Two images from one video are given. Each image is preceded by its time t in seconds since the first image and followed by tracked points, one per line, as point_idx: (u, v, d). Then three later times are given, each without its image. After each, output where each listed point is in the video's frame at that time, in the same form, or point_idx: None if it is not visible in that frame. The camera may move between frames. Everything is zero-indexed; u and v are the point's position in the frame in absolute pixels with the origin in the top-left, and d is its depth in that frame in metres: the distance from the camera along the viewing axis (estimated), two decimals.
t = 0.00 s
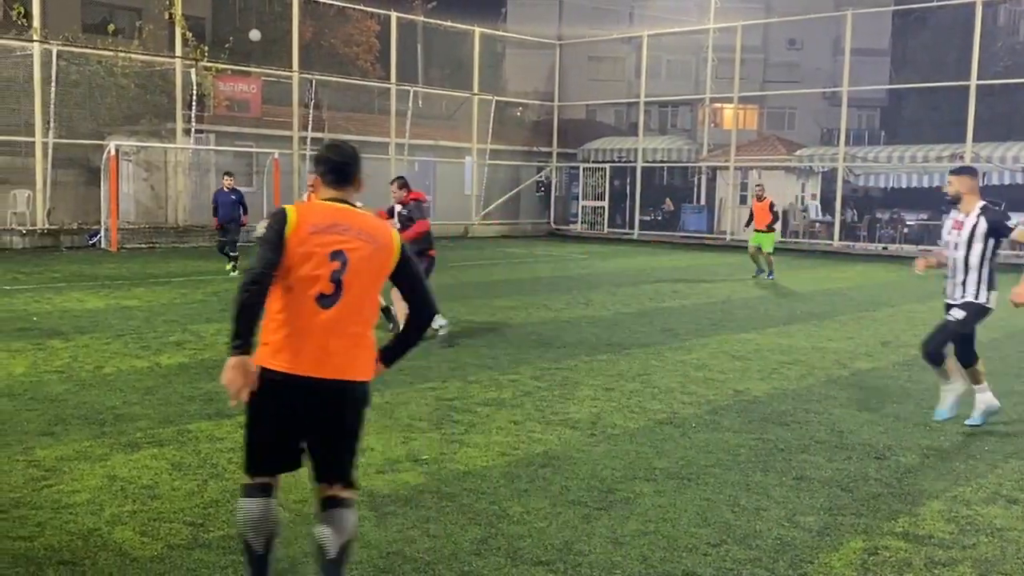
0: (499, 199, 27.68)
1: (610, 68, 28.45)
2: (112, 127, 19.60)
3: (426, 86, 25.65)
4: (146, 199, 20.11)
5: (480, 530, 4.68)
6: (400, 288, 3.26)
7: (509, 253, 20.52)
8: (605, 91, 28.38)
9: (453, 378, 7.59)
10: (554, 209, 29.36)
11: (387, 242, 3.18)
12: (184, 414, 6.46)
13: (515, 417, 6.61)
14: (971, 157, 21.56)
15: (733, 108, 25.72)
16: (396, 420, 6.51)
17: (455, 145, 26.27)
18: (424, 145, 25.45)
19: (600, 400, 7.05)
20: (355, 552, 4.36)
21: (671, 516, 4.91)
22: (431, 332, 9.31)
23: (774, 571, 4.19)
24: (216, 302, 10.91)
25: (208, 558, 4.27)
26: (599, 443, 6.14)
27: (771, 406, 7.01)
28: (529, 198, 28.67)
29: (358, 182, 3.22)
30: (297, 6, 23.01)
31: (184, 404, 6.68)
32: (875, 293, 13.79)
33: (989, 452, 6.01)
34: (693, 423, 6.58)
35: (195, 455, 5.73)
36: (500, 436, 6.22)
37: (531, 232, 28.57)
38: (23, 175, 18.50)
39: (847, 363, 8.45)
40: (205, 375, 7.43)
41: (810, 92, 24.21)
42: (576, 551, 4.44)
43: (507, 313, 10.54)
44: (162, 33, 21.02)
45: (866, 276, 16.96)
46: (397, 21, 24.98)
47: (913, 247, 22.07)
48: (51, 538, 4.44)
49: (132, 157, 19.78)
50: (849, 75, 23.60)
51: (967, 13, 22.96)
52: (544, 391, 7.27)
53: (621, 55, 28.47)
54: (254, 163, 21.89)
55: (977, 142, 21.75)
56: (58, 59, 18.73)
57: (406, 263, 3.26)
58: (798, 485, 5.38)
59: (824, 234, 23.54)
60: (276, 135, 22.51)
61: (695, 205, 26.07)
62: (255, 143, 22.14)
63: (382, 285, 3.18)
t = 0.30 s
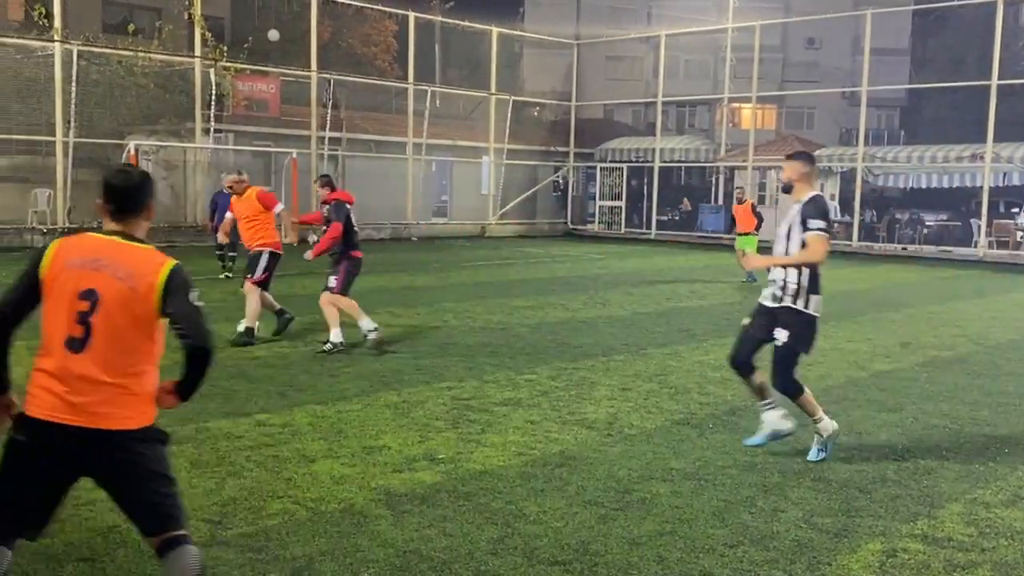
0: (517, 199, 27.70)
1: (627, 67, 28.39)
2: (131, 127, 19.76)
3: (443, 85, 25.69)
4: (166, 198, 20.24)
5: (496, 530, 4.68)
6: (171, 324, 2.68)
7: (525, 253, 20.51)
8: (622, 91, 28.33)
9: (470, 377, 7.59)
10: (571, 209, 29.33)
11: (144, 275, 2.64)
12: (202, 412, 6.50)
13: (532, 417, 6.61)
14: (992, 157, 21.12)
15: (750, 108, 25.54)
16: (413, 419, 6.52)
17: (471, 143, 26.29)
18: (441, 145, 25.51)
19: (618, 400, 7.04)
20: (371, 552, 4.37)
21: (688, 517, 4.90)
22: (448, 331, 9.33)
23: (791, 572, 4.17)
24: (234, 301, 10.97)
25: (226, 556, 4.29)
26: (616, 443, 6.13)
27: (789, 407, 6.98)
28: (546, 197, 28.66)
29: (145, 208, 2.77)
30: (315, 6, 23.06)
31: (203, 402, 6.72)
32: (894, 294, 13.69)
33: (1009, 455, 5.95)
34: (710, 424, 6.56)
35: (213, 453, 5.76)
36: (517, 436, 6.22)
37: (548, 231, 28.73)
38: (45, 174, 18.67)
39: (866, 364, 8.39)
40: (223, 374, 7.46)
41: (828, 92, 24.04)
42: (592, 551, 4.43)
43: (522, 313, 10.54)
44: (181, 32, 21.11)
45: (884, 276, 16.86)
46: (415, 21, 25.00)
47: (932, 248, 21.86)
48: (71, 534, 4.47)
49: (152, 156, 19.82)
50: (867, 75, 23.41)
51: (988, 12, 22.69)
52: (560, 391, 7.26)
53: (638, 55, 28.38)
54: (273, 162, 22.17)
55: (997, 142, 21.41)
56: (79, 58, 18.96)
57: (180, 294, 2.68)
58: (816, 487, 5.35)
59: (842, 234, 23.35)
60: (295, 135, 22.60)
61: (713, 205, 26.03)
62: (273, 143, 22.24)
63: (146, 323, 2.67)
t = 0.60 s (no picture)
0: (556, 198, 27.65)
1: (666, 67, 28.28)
2: (174, 127, 20.03)
3: (481, 86, 25.81)
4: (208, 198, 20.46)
5: (534, 530, 4.68)
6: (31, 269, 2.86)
7: (562, 254, 20.49)
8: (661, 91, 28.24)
9: (508, 377, 7.59)
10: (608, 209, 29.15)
11: (5, 223, 2.81)
12: (244, 409, 6.57)
13: (570, 417, 6.60)
14: None
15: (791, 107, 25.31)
16: (451, 418, 6.54)
17: (507, 144, 26.31)
18: (479, 145, 25.60)
19: (656, 401, 7.00)
20: (410, 550, 4.39)
21: (727, 520, 4.86)
22: (485, 331, 9.34)
23: None
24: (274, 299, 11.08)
25: (267, 552, 4.34)
26: (655, 445, 6.10)
27: (830, 411, 6.90)
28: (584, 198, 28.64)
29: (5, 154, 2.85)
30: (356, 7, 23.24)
31: (244, 399, 6.79)
32: (936, 296, 13.48)
33: None
34: (750, 427, 6.49)
35: (254, 449, 5.82)
36: (555, 436, 6.21)
37: (584, 233, 28.38)
38: (90, 174, 19.01)
39: (908, 367, 8.26)
40: (264, 371, 7.54)
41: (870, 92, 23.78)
42: (631, 552, 4.41)
43: (559, 314, 10.52)
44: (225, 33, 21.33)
45: (928, 278, 16.61)
46: (455, 22, 25.11)
47: (977, 250, 21.54)
48: (116, 528, 4.54)
49: (194, 155, 20.03)
50: (911, 75, 23.11)
51: None
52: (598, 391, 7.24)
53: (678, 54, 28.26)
54: (313, 162, 22.13)
55: None
56: (124, 60, 19.29)
57: (40, 245, 2.84)
58: (858, 491, 5.28)
59: (885, 236, 23.13)
60: (335, 135, 22.80)
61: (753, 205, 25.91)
62: (314, 143, 22.41)
63: (3, 272, 2.85)
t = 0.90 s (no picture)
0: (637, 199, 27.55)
1: (752, 67, 27.87)
2: (265, 130, 20.64)
3: (563, 87, 25.76)
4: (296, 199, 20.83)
5: (616, 533, 4.65)
6: None
7: (642, 255, 20.35)
8: (747, 91, 27.85)
9: (589, 378, 7.58)
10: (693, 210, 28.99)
11: None
12: (331, 405, 6.71)
13: (652, 420, 6.54)
14: None
15: (882, 106, 24.65)
16: (533, 418, 6.56)
17: (589, 144, 26.26)
18: (561, 146, 25.60)
19: (740, 406, 6.90)
20: (493, 548, 4.42)
21: (813, 527, 4.75)
22: (566, 332, 9.34)
23: None
24: (359, 298, 11.28)
25: (352, 546, 4.42)
26: (739, 450, 6.00)
27: (921, 418, 6.68)
28: (668, 199, 28.44)
29: None
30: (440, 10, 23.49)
31: (330, 396, 6.93)
32: None
33: None
34: (838, 433, 6.35)
35: (339, 445, 5.93)
36: (637, 438, 6.17)
37: (667, 233, 28.35)
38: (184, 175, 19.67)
39: (1006, 375, 7.95)
40: (349, 368, 7.69)
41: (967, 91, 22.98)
42: (713, 558, 4.35)
43: (641, 315, 10.46)
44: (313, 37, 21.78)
45: None
46: (538, 23, 25.13)
47: None
48: (208, 520, 4.68)
49: (284, 157, 20.49)
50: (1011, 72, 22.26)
51: None
52: (681, 394, 7.17)
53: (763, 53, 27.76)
54: (395, 166, 22.26)
55: None
56: (218, 64, 20.01)
57: None
58: (950, 501, 5.11)
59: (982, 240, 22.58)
60: (419, 138, 23.02)
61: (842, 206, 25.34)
62: (397, 146, 22.63)
63: None
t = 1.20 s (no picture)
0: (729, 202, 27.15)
1: (852, 65, 27.19)
2: (359, 133, 21.01)
3: (656, 86, 25.52)
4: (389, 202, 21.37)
5: (710, 540, 4.57)
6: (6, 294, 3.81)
7: (733, 257, 20.04)
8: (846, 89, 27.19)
9: (680, 383, 7.49)
10: (788, 212, 28.36)
11: None
12: (422, 404, 6.77)
13: (747, 427, 6.42)
14: None
15: (989, 106, 23.74)
16: (624, 422, 6.50)
17: (681, 145, 25.97)
18: (652, 146, 25.44)
19: (839, 413, 6.72)
20: (585, 551, 4.38)
21: (915, 540, 4.59)
22: (657, 335, 9.24)
23: None
24: (450, 299, 11.37)
25: (444, 544, 4.44)
26: (837, 458, 5.84)
27: None
28: (762, 200, 27.97)
29: None
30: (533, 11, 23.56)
31: (423, 395, 7.00)
32: None
33: None
34: (942, 443, 6.12)
35: (432, 444, 5.97)
36: (731, 445, 6.05)
37: (761, 236, 27.95)
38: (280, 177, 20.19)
39: None
40: (441, 368, 7.75)
41: None
42: (811, 568, 4.23)
43: (733, 319, 10.30)
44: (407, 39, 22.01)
45: None
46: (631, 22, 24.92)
47: None
48: (303, 514, 4.76)
49: (378, 160, 20.89)
50: None
51: None
52: (776, 401, 7.02)
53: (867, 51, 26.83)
54: (487, 169, 22.49)
55: None
56: (314, 68, 20.46)
57: None
58: None
59: None
60: (511, 139, 23.21)
61: (945, 208, 24.46)
62: (489, 146, 22.86)
63: None
